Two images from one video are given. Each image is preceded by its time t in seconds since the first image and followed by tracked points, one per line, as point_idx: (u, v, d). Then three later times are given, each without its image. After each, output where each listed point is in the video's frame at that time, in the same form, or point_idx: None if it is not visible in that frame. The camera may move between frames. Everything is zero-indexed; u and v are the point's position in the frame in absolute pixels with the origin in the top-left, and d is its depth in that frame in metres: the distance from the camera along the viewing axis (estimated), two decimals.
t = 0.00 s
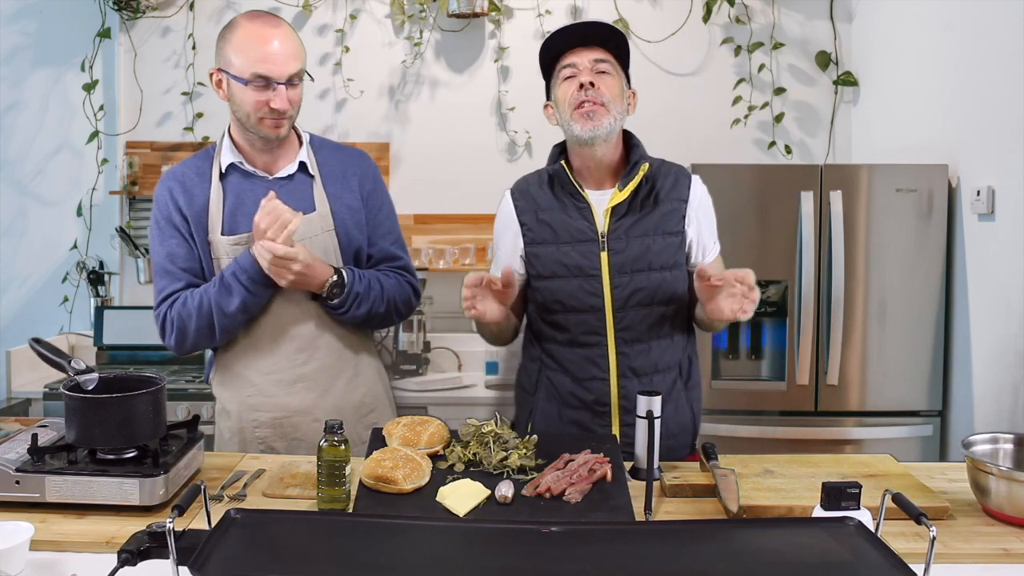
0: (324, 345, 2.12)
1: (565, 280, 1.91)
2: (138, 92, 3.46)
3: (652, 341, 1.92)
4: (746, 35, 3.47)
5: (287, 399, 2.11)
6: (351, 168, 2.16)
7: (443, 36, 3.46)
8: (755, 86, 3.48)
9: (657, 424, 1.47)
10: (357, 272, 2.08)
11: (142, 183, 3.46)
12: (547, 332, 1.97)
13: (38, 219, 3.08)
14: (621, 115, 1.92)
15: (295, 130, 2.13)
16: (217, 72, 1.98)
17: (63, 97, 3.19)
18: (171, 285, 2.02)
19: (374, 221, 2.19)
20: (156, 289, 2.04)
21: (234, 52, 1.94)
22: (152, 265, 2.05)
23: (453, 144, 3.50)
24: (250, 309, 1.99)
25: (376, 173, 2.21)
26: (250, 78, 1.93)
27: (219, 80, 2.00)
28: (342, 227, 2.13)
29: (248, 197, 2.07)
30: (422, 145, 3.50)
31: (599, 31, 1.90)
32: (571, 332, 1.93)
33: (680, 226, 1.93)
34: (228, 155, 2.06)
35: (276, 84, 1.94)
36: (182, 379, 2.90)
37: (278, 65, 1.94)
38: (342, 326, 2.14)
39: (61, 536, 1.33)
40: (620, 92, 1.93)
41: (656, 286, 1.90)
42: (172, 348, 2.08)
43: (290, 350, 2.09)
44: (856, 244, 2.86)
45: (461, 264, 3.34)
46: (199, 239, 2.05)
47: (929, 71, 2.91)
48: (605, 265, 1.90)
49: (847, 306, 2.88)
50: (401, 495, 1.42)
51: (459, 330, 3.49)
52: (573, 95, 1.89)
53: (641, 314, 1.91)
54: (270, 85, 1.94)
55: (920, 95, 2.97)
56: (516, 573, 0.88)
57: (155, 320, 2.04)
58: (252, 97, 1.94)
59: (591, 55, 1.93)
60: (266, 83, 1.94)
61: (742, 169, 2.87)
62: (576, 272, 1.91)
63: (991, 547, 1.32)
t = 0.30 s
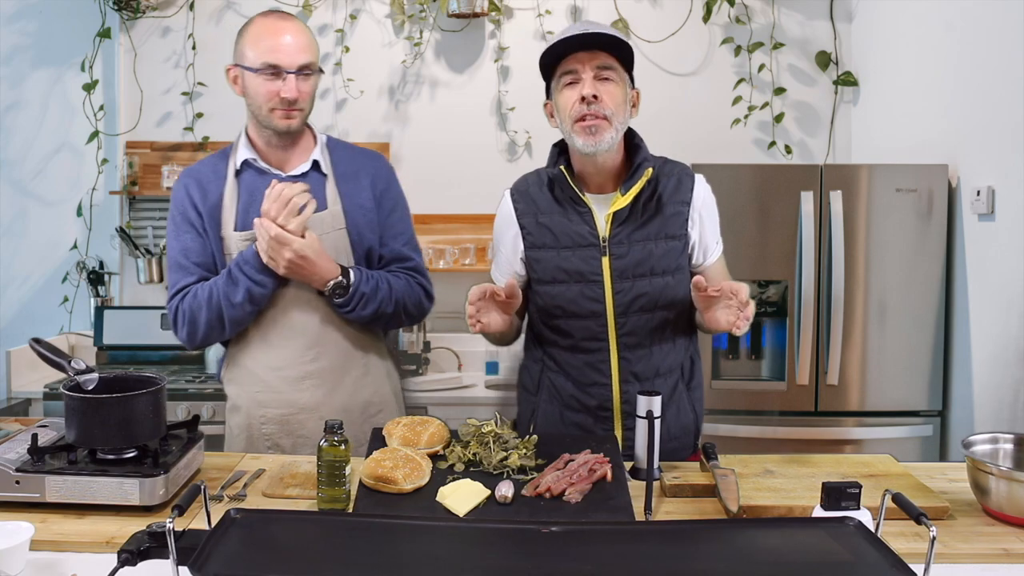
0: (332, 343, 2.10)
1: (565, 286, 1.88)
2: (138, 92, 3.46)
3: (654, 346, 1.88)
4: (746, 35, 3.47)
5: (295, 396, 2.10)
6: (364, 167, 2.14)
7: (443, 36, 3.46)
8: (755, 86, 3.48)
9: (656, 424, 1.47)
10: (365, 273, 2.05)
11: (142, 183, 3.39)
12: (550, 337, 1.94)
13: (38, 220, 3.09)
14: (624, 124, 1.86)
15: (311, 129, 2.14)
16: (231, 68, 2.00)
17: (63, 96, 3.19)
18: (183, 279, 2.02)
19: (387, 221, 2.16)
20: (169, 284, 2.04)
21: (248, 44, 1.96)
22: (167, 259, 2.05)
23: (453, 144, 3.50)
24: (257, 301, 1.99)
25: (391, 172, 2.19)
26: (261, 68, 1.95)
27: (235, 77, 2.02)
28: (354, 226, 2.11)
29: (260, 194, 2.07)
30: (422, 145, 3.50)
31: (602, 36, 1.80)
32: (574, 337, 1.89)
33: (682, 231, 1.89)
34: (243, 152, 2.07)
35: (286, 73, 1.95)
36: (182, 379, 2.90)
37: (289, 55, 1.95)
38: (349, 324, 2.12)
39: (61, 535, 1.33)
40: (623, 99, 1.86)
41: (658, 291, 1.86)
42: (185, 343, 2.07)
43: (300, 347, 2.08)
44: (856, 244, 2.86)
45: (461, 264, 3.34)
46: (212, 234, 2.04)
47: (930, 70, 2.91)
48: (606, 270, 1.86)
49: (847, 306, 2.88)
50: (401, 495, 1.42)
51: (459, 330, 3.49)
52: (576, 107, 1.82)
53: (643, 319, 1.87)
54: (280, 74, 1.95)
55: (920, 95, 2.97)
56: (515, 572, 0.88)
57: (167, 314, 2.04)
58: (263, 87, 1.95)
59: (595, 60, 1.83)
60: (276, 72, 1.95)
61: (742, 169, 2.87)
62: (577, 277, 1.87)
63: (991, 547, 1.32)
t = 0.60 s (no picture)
0: (363, 339, 2.08)
1: (572, 288, 1.85)
2: (139, 92, 3.46)
3: (662, 346, 1.86)
4: (747, 35, 3.47)
5: (322, 390, 2.07)
6: (412, 171, 2.12)
7: (443, 36, 3.46)
8: (755, 86, 3.48)
9: (656, 424, 1.47)
10: (393, 269, 2.00)
11: (141, 183, 3.44)
12: (557, 338, 1.91)
13: (38, 220, 3.10)
14: (615, 121, 1.83)
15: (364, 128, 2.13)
16: (292, 60, 2.01)
17: (63, 96, 3.20)
18: (224, 266, 2.02)
19: (428, 225, 2.13)
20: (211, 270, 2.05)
21: (308, 37, 1.98)
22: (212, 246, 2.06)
23: (452, 144, 3.50)
24: (290, 293, 1.97)
25: (438, 178, 2.17)
26: (315, 55, 1.95)
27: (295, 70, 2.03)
28: (394, 229, 2.09)
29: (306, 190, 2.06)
30: (421, 145, 3.50)
31: (581, 36, 1.77)
32: (583, 339, 1.87)
33: (687, 229, 1.86)
34: (297, 145, 2.08)
35: (339, 62, 1.95)
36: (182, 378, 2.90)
37: (345, 45, 1.95)
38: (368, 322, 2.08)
39: (61, 535, 1.33)
40: (610, 96, 1.83)
41: (666, 291, 1.84)
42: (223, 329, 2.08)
43: (330, 342, 2.06)
44: (856, 244, 2.86)
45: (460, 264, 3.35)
46: (256, 224, 2.04)
47: (930, 70, 2.90)
48: (613, 271, 1.82)
49: (847, 306, 2.88)
50: (401, 495, 1.42)
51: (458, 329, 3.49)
52: (567, 111, 1.79)
53: (652, 319, 1.84)
54: (334, 63, 1.95)
55: (920, 95, 2.97)
56: (516, 573, 0.88)
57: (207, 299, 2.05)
58: (317, 75, 1.95)
59: (577, 60, 1.80)
60: (331, 60, 1.95)
61: (742, 169, 2.88)
62: (584, 279, 1.84)
63: (991, 548, 1.32)
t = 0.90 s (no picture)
0: (377, 342, 2.07)
1: (569, 300, 1.83)
2: (139, 93, 3.46)
3: (659, 356, 1.85)
4: (747, 35, 3.47)
5: (334, 387, 2.07)
6: (444, 180, 2.11)
7: (443, 36, 3.46)
8: (755, 86, 3.48)
9: (656, 424, 1.47)
10: (410, 275, 1.99)
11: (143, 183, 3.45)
12: (555, 346, 1.91)
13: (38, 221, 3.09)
14: (620, 135, 1.77)
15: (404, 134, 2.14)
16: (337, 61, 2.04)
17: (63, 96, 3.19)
18: (253, 259, 2.06)
19: (455, 235, 2.12)
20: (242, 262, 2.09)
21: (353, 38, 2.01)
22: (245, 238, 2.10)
23: (452, 143, 3.50)
24: (310, 295, 1.98)
25: (473, 188, 2.15)
26: (358, 50, 1.98)
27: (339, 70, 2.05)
28: (418, 237, 2.08)
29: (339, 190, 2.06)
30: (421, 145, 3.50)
31: (589, 50, 1.68)
32: (581, 349, 1.85)
33: (685, 241, 1.83)
34: (334, 145, 2.08)
35: (381, 59, 1.97)
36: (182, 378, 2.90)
37: (388, 44, 1.98)
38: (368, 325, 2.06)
39: (61, 536, 1.33)
40: (616, 109, 1.76)
41: (664, 302, 1.82)
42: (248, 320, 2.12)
43: (345, 341, 2.06)
44: (856, 244, 2.86)
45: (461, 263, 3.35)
46: (288, 220, 2.06)
47: (930, 70, 2.90)
48: (610, 283, 1.80)
49: (847, 306, 2.88)
50: (401, 495, 1.42)
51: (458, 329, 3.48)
52: (571, 125, 1.72)
53: (649, 330, 1.83)
54: (375, 59, 1.97)
55: (920, 94, 2.97)
56: (516, 573, 0.88)
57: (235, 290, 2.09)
58: (358, 72, 1.97)
59: (584, 72, 1.71)
60: (372, 57, 1.97)
61: (742, 170, 2.88)
62: (580, 292, 1.82)
63: (991, 547, 1.32)
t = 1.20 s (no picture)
0: (376, 342, 2.06)
1: (575, 306, 1.83)
2: (139, 93, 3.45)
3: (663, 360, 1.85)
4: (746, 35, 3.47)
5: (331, 381, 2.08)
6: (461, 187, 2.11)
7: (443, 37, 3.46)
8: (755, 86, 3.48)
9: (656, 424, 1.47)
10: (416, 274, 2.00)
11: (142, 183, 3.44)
12: (561, 351, 1.90)
13: (39, 220, 3.15)
14: (627, 145, 1.77)
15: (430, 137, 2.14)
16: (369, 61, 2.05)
17: (63, 97, 3.23)
18: (269, 246, 2.10)
19: (466, 242, 2.11)
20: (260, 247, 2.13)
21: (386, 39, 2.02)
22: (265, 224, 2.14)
23: (452, 143, 3.50)
24: (319, 291, 2.01)
25: (491, 196, 2.15)
26: (389, 51, 1.98)
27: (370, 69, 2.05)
28: (428, 242, 2.08)
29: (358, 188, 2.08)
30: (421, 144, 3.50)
31: (596, 62, 1.67)
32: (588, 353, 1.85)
33: (690, 247, 1.84)
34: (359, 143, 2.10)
35: (412, 60, 1.97)
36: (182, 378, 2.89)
37: (419, 46, 1.98)
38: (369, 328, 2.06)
39: (61, 536, 1.33)
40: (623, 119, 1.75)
41: (669, 308, 1.82)
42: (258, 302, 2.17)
43: (344, 338, 2.06)
44: (856, 244, 2.86)
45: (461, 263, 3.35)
46: (306, 212, 2.09)
47: (930, 70, 2.90)
48: (617, 289, 1.80)
49: (847, 306, 2.88)
50: (401, 495, 1.42)
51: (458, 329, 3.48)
52: (578, 137, 1.72)
53: (655, 335, 1.82)
54: (406, 61, 1.98)
55: (920, 94, 2.97)
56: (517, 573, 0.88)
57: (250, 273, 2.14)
58: (388, 72, 1.96)
59: (591, 82, 1.70)
60: (403, 58, 1.97)
61: (742, 170, 2.88)
62: (587, 297, 1.81)
63: (991, 548, 1.32)
